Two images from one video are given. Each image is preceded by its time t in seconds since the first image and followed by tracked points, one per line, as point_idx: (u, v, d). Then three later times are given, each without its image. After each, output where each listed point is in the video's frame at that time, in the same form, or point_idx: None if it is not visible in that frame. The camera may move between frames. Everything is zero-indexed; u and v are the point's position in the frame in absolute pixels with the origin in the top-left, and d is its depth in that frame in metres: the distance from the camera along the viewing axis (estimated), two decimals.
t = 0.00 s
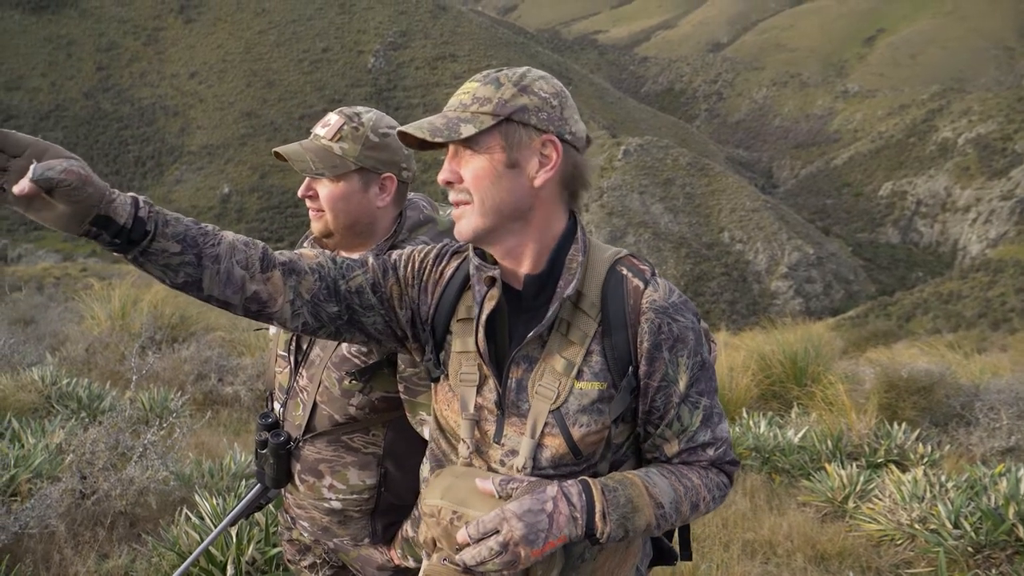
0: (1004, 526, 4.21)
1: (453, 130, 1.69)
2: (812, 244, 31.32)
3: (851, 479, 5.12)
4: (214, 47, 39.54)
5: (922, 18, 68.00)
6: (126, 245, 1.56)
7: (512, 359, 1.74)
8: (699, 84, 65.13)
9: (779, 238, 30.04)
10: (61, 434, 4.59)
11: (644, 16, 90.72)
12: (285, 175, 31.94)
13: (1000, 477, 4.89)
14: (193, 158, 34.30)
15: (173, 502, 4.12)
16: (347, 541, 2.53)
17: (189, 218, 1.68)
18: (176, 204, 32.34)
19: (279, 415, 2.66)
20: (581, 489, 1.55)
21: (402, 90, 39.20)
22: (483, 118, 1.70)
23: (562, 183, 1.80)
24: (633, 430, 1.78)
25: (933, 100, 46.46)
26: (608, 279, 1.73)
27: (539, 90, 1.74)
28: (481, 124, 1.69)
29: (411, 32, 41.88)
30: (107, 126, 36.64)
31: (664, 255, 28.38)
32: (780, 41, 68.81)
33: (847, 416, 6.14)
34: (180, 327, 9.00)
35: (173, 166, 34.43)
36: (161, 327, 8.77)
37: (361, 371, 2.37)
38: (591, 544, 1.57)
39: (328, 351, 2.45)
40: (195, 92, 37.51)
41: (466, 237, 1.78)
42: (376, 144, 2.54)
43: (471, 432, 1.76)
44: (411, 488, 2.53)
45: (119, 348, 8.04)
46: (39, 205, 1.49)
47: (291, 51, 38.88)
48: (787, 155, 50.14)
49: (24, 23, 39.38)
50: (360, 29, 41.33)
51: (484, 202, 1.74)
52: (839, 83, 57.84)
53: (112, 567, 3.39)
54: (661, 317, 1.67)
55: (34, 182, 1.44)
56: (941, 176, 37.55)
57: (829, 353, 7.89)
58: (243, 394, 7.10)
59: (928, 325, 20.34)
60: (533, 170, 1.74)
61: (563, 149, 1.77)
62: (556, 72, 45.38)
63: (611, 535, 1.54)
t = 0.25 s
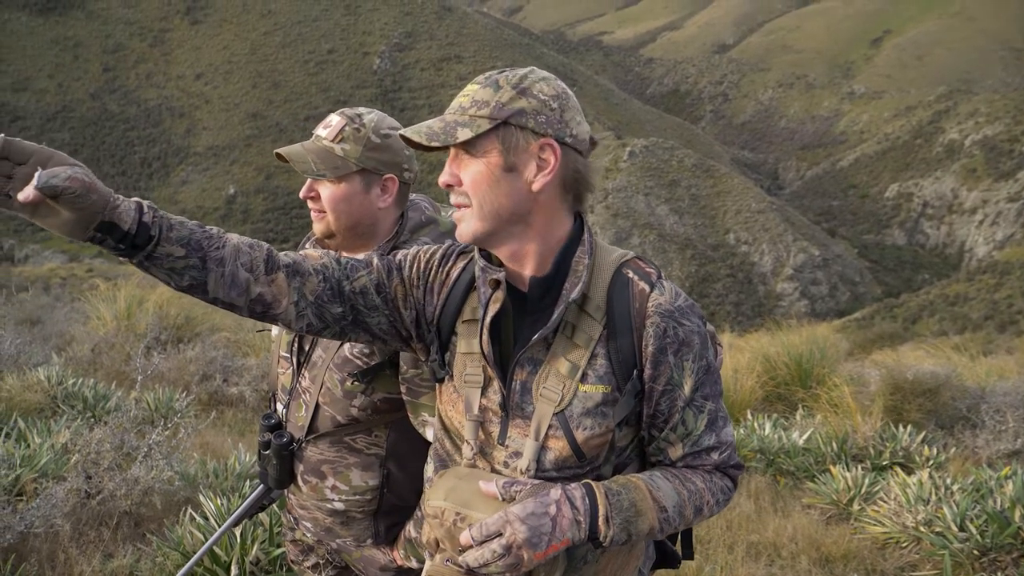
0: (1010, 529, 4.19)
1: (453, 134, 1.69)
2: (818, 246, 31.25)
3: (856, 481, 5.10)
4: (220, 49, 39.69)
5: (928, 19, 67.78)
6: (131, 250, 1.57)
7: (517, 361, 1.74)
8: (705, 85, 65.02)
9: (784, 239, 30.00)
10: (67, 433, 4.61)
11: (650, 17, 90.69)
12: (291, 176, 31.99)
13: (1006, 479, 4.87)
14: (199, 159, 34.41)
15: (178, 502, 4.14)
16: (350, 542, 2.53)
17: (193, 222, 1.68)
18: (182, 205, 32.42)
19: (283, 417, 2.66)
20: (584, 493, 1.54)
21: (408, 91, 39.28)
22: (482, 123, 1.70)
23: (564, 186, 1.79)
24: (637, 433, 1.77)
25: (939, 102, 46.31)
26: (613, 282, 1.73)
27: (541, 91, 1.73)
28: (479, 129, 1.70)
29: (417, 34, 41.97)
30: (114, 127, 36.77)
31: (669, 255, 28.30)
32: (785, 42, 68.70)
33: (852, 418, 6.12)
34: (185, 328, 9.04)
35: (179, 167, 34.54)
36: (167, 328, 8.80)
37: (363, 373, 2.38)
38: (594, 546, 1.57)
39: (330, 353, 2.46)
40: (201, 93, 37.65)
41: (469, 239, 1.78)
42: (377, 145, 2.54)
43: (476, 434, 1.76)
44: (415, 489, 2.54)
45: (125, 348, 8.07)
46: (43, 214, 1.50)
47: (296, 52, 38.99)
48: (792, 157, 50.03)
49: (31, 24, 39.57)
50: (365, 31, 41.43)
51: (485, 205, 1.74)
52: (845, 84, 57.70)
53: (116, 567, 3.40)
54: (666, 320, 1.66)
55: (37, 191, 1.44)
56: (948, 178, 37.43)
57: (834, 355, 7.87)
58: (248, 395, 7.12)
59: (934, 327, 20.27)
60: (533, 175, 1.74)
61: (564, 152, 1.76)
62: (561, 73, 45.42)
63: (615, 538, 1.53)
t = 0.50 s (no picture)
0: (1017, 530, 4.18)
1: (454, 133, 1.70)
2: (825, 245, 31.16)
3: (861, 482, 5.08)
4: (227, 48, 39.80)
5: (937, 17, 67.48)
6: (142, 249, 1.58)
7: (518, 359, 1.74)
8: (711, 84, 64.85)
9: (791, 239, 29.90)
10: (74, 430, 4.63)
11: (656, 16, 90.57)
12: (297, 175, 32.05)
13: (1013, 481, 4.85)
14: (206, 158, 34.50)
15: (182, 500, 4.16)
16: (351, 540, 2.55)
17: (202, 221, 1.69)
18: (189, 203, 32.51)
19: (285, 415, 2.67)
20: (584, 490, 1.54)
21: (414, 91, 39.35)
22: (484, 121, 1.71)
23: (567, 185, 1.79)
24: (638, 432, 1.78)
25: (947, 100, 46.12)
26: (616, 281, 1.74)
27: (545, 91, 1.73)
28: (481, 127, 1.70)
29: (423, 33, 42.01)
30: (121, 126, 36.87)
31: (675, 255, 28.33)
32: (792, 41, 68.50)
33: (858, 419, 6.10)
34: (191, 327, 9.06)
35: (186, 166, 34.64)
36: (173, 326, 8.83)
37: (364, 372, 2.39)
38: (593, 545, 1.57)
39: (332, 351, 2.47)
40: (208, 92, 37.77)
41: (472, 237, 1.79)
42: (378, 144, 2.55)
43: (477, 430, 1.77)
44: (416, 488, 2.55)
45: (131, 346, 8.10)
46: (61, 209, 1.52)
47: (302, 51, 39.06)
48: (799, 156, 49.86)
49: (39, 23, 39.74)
50: (371, 30, 41.48)
51: (487, 203, 1.75)
52: (853, 83, 57.49)
53: (121, 564, 3.41)
54: (669, 321, 1.67)
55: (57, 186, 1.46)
56: (956, 177, 37.27)
57: (841, 355, 7.85)
58: (253, 393, 7.14)
59: (941, 327, 20.19)
60: (536, 173, 1.74)
61: (567, 151, 1.76)
62: (567, 72, 45.38)
63: (614, 536, 1.54)
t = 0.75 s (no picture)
0: None
1: (458, 134, 1.71)
2: (838, 245, 30.96)
3: (874, 484, 5.05)
4: (240, 48, 40.08)
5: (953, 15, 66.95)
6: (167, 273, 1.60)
7: (523, 357, 1.75)
8: (723, 83, 64.65)
9: (804, 238, 29.73)
10: (87, 427, 4.69)
11: (668, 15, 90.36)
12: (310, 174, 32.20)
13: None
14: (219, 157, 34.73)
15: (193, 497, 4.20)
16: (358, 539, 2.56)
17: (220, 238, 1.70)
18: (203, 202, 32.70)
19: (292, 414, 2.70)
20: (587, 490, 1.55)
21: (426, 90, 39.44)
22: (487, 121, 1.71)
23: (572, 185, 1.79)
24: (642, 431, 1.78)
25: (963, 99, 45.75)
26: (622, 280, 1.73)
27: (548, 91, 1.73)
28: (484, 128, 1.71)
29: (434, 32, 42.13)
30: (135, 126, 37.15)
31: (687, 255, 28.33)
32: (806, 39, 68.13)
33: (870, 420, 6.05)
34: (203, 325, 9.13)
35: (200, 165, 34.86)
36: (185, 325, 8.89)
37: (370, 371, 2.40)
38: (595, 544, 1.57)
39: (338, 350, 2.48)
40: (221, 92, 38.05)
41: (477, 237, 1.80)
42: (383, 144, 2.56)
43: (481, 429, 1.78)
44: (423, 487, 2.56)
45: (144, 344, 8.16)
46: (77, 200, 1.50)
47: (315, 51, 39.25)
48: (813, 155, 49.57)
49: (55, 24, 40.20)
50: (383, 29, 41.62)
51: (492, 204, 1.76)
52: (867, 82, 57.11)
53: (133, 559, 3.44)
54: (674, 322, 1.66)
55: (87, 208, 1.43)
56: (972, 177, 36.95)
57: (853, 355, 7.80)
58: (264, 391, 7.18)
59: (956, 328, 20.01)
60: (539, 173, 1.74)
61: (569, 151, 1.75)
62: (578, 72, 45.36)
63: (616, 537, 1.53)
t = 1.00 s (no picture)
0: None
1: (456, 134, 1.72)
2: (859, 246, 30.66)
3: (890, 487, 4.99)
4: (260, 46, 40.39)
5: (977, 14, 66.08)
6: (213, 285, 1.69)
7: (525, 358, 1.75)
8: (743, 83, 64.20)
9: (824, 239, 29.45)
10: (105, 422, 4.75)
11: (688, 13, 89.84)
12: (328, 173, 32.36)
13: None
14: (238, 155, 35.01)
15: (208, 492, 4.24)
16: (370, 536, 2.56)
17: (255, 253, 1.78)
18: (222, 199, 32.94)
19: (304, 412, 2.70)
20: (586, 493, 1.54)
21: (444, 89, 39.50)
22: (486, 121, 1.72)
23: (575, 185, 1.78)
24: (646, 434, 1.76)
25: (987, 100, 45.16)
26: (626, 280, 1.71)
27: (549, 90, 1.71)
28: (483, 127, 1.71)
29: (453, 31, 42.21)
30: (157, 123, 37.52)
31: (705, 255, 28.29)
32: (827, 38, 67.51)
33: (887, 423, 5.99)
34: (221, 320, 9.20)
35: (220, 163, 35.14)
36: (203, 321, 8.97)
37: (381, 369, 2.42)
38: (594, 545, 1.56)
39: (350, 348, 2.49)
40: (241, 90, 38.37)
41: (481, 237, 1.80)
42: (397, 142, 2.57)
43: (485, 429, 1.79)
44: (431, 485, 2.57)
45: (162, 340, 8.24)
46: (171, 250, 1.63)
47: (334, 50, 39.45)
48: (833, 155, 49.09)
49: (78, 23, 40.76)
50: (402, 28, 41.75)
51: (493, 205, 1.77)
52: (889, 81, 56.49)
53: (148, 553, 3.45)
54: (676, 323, 1.65)
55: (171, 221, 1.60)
56: (995, 178, 36.45)
57: (871, 357, 7.71)
58: (281, 387, 7.22)
59: (978, 330, 19.74)
60: (539, 172, 1.73)
61: (570, 150, 1.73)
62: (597, 71, 45.26)
63: (615, 539, 1.52)
